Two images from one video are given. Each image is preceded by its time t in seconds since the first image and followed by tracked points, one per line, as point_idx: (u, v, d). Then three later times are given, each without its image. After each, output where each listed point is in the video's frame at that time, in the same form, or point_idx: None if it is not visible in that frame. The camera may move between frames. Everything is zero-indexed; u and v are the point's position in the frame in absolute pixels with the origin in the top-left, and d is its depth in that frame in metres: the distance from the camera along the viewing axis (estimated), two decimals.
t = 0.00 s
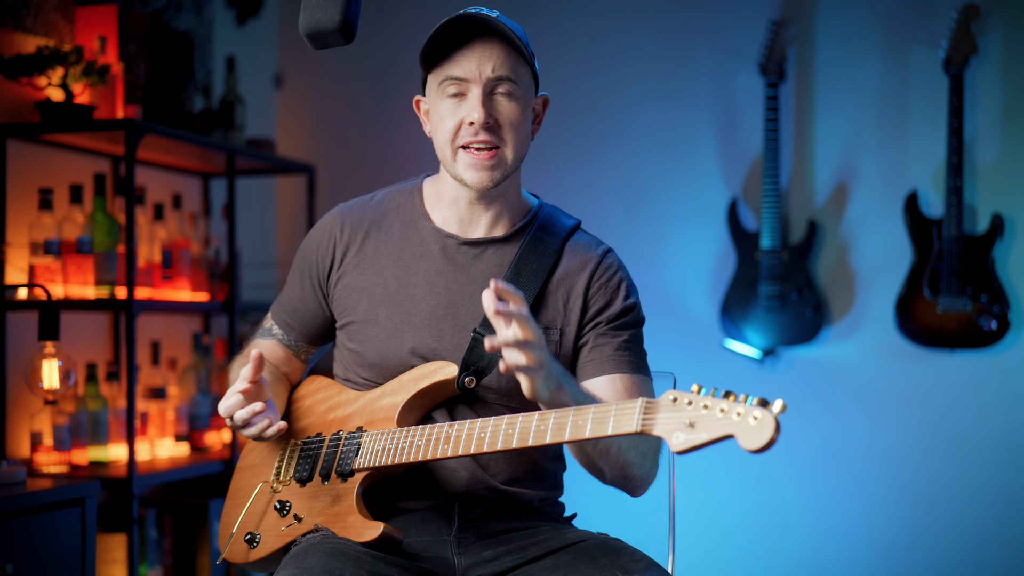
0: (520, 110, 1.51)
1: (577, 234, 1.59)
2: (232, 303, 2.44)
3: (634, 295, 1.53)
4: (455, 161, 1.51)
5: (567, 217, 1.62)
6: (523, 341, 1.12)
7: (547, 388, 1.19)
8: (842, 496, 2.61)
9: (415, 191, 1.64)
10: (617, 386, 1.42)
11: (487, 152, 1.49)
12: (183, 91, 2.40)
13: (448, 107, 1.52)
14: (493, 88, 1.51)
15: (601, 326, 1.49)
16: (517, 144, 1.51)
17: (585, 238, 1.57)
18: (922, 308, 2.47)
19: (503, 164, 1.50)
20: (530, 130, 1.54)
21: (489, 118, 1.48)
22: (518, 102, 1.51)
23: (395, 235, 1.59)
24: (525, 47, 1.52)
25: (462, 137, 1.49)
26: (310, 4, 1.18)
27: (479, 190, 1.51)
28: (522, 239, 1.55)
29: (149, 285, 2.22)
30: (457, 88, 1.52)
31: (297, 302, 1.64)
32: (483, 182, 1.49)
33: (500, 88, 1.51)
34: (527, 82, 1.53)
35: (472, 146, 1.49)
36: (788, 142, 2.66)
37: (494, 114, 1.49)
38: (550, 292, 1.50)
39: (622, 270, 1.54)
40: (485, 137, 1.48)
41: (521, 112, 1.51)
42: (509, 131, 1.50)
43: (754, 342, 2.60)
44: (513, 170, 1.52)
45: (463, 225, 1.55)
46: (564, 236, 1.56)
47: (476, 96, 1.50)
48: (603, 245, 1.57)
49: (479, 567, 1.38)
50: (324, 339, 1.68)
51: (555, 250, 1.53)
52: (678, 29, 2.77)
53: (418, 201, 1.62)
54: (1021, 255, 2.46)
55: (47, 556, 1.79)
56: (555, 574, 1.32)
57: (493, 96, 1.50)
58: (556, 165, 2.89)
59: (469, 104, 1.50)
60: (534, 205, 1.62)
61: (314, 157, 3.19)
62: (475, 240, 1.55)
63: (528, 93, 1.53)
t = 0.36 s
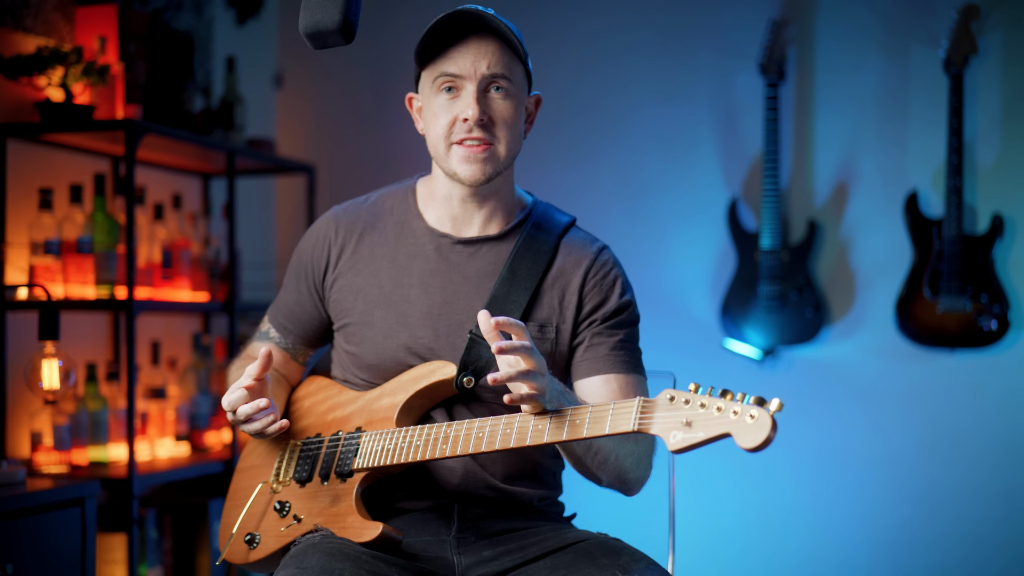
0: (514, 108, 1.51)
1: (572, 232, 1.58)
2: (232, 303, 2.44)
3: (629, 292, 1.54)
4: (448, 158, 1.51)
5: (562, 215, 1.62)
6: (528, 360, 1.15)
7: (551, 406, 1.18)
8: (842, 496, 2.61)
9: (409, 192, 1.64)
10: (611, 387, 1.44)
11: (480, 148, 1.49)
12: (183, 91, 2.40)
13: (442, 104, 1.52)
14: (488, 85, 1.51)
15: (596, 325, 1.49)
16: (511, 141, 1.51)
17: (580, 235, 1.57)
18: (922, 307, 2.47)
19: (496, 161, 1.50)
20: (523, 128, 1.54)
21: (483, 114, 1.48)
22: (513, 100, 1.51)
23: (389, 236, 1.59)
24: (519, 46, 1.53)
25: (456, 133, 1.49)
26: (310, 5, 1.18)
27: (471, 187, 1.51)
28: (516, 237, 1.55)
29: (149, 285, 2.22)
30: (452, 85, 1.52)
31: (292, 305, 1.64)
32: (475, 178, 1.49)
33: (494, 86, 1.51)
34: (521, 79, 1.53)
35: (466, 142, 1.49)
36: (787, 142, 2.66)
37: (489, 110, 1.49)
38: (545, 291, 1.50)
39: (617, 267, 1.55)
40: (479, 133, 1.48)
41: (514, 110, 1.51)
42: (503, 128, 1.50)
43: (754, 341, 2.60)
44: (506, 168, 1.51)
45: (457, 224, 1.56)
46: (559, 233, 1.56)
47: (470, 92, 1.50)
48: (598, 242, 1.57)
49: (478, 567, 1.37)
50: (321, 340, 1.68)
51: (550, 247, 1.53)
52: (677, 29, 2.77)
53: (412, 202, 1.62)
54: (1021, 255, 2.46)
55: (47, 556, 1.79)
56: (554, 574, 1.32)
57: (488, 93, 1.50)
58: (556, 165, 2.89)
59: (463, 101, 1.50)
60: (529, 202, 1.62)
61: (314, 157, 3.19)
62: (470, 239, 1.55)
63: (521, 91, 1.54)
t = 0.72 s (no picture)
0: (513, 106, 1.51)
1: (571, 230, 1.58)
2: (232, 304, 2.44)
3: (629, 291, 1.54)
4: (447, 157, 1.51)
5: (561, 214, 1.61)
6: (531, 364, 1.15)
7: (552, 406, 1.19)
8: (842, 496, 2.61)
9: (407, 193, 1.64)
10: (612, 386, 1.44)
11: (480, 146, 1.49)
12: (183, 91, 2.40)
13: (442, 101, 1.52)
14: (487, 83, 1.51)
15: (596, 324, 1.49)
16: (510, 139, 1.51)
17: (578, 234, 1.57)
18: (922, 307, 2.47)
19: (496, 160, 1.50)
20: (523, 126, 1.54)
21: (483, 111, 1.48)
22: (512, 97, 1.51)
23: (388, 238, 1.59)
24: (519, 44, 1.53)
25: (456, 130, 1.49)
26: (310, 5, 1.17)
27: (472, 186, 1.51)
28: (515, 237, 1.55)
29: (149, 285, 2.22)
30: (451, 82, 1.52)
31: (291, 307, 1.64)
32: (475, 176, 1.49)
33: (493, 83, 1.51)
34: (520, 78, 1.54)
35: (465, 139, 1.49)
36: (787, 143, 2.66)
37: (488, 108, 1.49)
38: (544, 291, 1.50)
39: (616, 266, 1.55)
40: (478, 131, 1.48)
41: (513, 107, 1.51)
42: (502, 126, 1.49)
43: (754, 341, 2.60)
44: (506, 166, 1.51)
45: (456, 225, 1.56)
46: (558, 232, 1.56)
47: (470, 90, 1.50)
48: (597, 240, 1.57)
49: (478, 567, 1.37)
50: (321, 341, 1.67)
51: (549, 247, 1.53)
52: (677, 29, 2.77)
53: (410, 202, 1.62)
54: (1021, 255, 2.46)
55: (46, 556, 1.79)
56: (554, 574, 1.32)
57: (487, 91, 1.50)
58: (556, 165, 2.89)
59: (462, 98, 1.50)
60: (527, 202, 1.62)
61: (314, 157, 3.19)
62: (468, 239, 1.55)
63: (520, 89, 1.54)
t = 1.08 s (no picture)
0: (510, 110, 1.51)
1: (569, 227, 1.58)
2: (232, 303, 2.44)
3: (628, 285, 1.53)
4: (441, 156, 1.51)
5: (559, 211, 1.61)
6: (550, 323, 1.17)
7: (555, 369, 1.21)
8: (843, 496, 2.61)
9: (405, 193, 1.64)
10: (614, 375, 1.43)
11: (473, 148, 1.49)
12: (183, 91, 2.40)
13: (438, 102, 1.52)
14: (484, 86, 1.51)
15: (596, 317, 1.49)
16: (505, 143, 1.51)
17: (575, 230, 1.57)
18: (922, 308, 2.47)
19: (488, 162, 1.50)
20: (520, 131, 1.54)
21: (477, 115, 1.48)
22: (509, 102, 1.51)
23: (386, 235, 1.59)
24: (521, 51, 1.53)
25: (450, 131, 1.49)
26: (310, 5, 1.17)
27: (462, 186, 1.51)
28: (513, 233, 1.55)
29: (149, 286, 2.22)
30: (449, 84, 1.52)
31: (288, 303, 1.62)
32: (465, 177, 1.49)
33: (490, 87, 1.51)
34: (520, 83, 1.53)
35: (459, 141, 1.49)
36: (787, 142, 2.66)
37: (482, 111, 1.49)
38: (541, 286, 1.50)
39: (614, 261, 1.55)
40: (472, 133, 1.48)
41: (510, 112, 1.51)
42: (496, 130, 1.50)
43: (754, 341, 2.60)
44: (499, 168, 1.51)
45: (454, 222, 1.56)
46: (556, 228, 1.56)
47: (466, 92, 1.50)
48: (594, 236, 1.57)
49: (479, 567, 1.37)
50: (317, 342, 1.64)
51: (547, 242, 1.53)
52: (677, 29, 2.77)
53: (409, 202, 1.62)
54: (1021, 255, 2.46)
55: (46, 556, 1.78)
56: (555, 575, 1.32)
57: (483, 95, 1.50)
58: (556, 165, 2.89)
59: (458, 100, 1.50)
60: (525, 199, 1.62)
61: (314, 157, 3.19)
62: (466, 236, 1.55)
63: (519, 94, 1.53)
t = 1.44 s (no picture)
0: (518, 112, 1.51)
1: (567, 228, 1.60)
2: (232, 303, 2.44)
3: (627, 287, 1.54)
4: (447, 155, 1.51)
5: (556, 211, 1.63)
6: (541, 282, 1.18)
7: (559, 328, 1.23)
8: (842, 495, 2.61)
9: (402, 192, 1.64)
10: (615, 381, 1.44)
11: (481, 148, 1.49)
12: (183, 91, 2.40)
13: (447, 100, 1.52)
14: (494, 87, 1.51)
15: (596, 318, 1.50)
16: (513, 144, 1.51)
17: (575, 230, 1.58)
18: (922, 308, 2.47)
19: (495, 163, 1.50)
20: (525, 132, 1.54)
21: (486, 116, 1.48)
22: (518, 104, 1.51)
23: (385, 236, 1.59)
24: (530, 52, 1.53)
25: (457, 131, 1.49)
26: (310, 5, 1.17)
27: (469, 186, 1.51)
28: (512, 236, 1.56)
29: (149, 285, 2.22)
30: (458, 82, 1.52)
31: (287, 303, 1.60)
32: (473, 177, 1.49)
33: (500, 88, 1.51)
34: (528, 85, 1.54)
35: (466, 141, 1.49)
36: (787, 142, 2.66)
37: (493, 112, 1.49)
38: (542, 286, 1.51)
39: (614, 262, 1.55)
40: (480, 134, 1.48)
41: (518, 114, 1.51)
42: (505, 130, 1.49)
43: (754, 342, 2.60)
44: (504, 170, 1.51)
45: (453, 222, 1.56)
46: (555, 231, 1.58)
47: (476, 92, 1.50)
48: (594, 237, 1.58)
49: (479, 567, 1.37)
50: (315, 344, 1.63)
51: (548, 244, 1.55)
52: (677, 29, 2.77)
53: (406, 201, 1.61)
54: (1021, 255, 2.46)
55: (46, 556, 1.78)
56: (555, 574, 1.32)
57: (493, 96, 1.50)
58: (556, 165, 2.89)
59: (468, 100, 1.50)
60: (522, 201, 1.63)
61: (314, 156, 3.19)
62: (466, 236, 1.55)
63: (526, 96, 1.54)
